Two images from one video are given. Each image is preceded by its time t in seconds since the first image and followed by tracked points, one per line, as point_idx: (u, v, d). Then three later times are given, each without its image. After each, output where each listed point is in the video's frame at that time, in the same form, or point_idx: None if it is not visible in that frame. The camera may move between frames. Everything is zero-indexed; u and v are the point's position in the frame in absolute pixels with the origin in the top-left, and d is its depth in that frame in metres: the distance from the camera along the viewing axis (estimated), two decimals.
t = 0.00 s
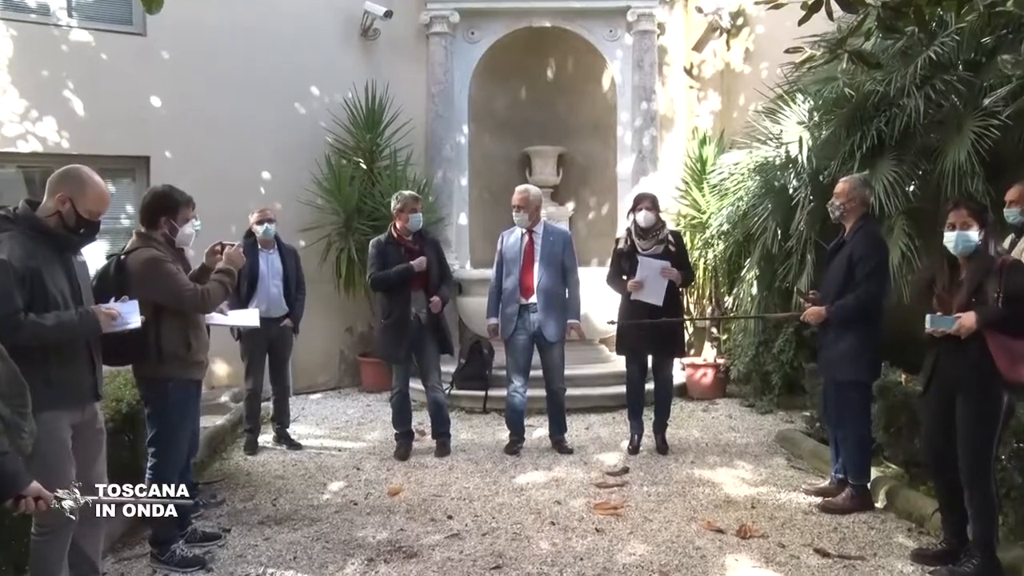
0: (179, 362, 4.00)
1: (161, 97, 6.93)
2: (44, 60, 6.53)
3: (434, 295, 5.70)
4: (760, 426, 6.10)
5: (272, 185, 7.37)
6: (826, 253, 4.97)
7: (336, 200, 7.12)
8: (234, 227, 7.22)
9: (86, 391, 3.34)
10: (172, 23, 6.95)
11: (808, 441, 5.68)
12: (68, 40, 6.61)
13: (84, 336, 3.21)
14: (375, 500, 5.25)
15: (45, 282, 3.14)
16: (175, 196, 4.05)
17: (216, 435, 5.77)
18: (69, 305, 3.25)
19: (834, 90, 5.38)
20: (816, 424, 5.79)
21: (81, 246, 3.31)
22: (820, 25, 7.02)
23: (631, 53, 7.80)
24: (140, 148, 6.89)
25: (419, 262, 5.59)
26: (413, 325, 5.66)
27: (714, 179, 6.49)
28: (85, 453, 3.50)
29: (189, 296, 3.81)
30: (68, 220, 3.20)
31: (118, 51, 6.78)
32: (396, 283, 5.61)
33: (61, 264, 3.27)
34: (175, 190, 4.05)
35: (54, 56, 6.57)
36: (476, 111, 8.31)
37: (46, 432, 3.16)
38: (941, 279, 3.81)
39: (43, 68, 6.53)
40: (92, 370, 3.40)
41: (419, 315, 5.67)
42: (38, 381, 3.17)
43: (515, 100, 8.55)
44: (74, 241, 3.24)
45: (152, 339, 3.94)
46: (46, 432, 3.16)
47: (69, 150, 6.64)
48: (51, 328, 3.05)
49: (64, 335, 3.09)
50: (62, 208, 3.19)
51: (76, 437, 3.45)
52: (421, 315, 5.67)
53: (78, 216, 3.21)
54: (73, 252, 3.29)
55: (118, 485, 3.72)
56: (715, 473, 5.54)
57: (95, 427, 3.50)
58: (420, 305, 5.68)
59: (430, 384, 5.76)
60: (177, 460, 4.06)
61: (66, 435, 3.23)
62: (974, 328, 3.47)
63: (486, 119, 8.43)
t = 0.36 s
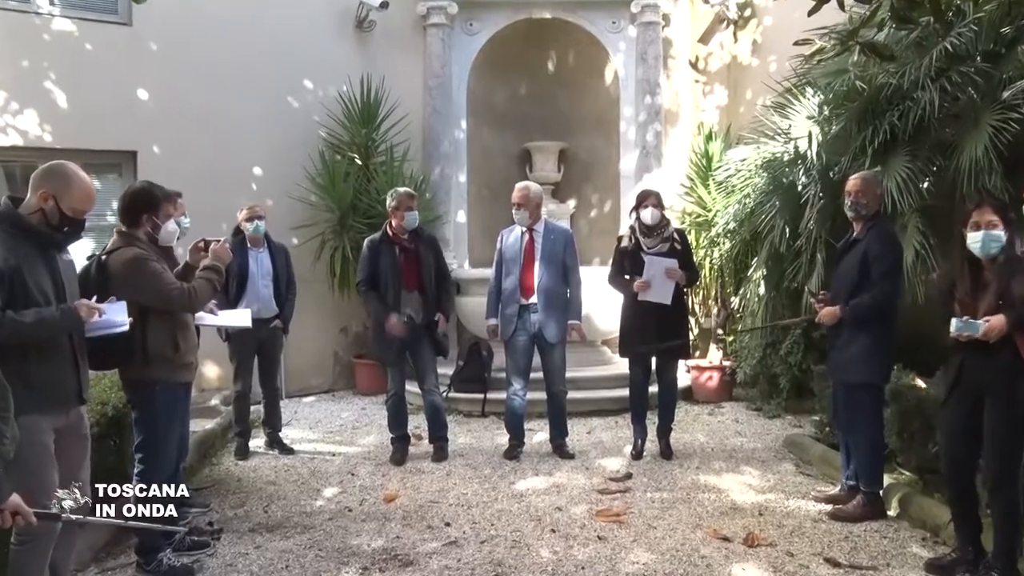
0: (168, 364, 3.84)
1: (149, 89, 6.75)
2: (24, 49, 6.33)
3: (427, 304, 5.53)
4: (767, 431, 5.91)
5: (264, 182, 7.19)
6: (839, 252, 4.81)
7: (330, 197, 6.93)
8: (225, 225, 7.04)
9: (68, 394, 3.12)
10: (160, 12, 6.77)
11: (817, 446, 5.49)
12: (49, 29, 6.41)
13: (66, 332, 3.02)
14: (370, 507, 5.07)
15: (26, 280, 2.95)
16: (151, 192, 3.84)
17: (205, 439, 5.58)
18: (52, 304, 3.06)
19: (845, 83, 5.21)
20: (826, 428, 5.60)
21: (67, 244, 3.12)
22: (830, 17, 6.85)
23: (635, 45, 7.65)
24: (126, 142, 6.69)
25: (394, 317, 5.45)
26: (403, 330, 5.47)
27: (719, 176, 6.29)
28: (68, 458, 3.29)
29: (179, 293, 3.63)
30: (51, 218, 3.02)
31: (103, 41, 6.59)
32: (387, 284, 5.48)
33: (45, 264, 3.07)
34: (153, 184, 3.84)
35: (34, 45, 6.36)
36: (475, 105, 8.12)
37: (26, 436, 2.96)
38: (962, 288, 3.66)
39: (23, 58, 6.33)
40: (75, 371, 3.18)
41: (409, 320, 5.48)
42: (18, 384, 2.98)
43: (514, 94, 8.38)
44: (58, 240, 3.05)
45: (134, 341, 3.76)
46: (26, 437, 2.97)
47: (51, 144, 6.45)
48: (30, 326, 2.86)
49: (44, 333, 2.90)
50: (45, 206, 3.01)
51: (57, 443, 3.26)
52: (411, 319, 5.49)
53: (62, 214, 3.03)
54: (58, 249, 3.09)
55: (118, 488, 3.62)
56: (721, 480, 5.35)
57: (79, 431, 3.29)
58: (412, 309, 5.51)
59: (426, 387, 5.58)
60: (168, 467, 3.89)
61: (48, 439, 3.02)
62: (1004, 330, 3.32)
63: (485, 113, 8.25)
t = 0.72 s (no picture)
0: (153, 369, 3.70)
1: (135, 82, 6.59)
2: (4, 40, 6.16)
3: (420, 306, 5.36)
4: (775, 437, 5.72)
5: (255, 178, 7.01)
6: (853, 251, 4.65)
7: (324, 194, 6.74)
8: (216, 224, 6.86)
9: (55, 394, 2.90)
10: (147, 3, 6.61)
11: (827, 452, 5.30)
12: (29, 18, 6.23)
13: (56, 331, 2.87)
14: (365, 514, 4.88)
15: (15, 279, 2.78)
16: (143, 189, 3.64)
17: (194, 444, 5.39)
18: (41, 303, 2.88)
19: (856, 76, 5.02)
20: (837, 434, 5.40)
21: (58, 242, 2.95)
22: (842, 9, 6.66)
23: (639, 37, 7.46)
24: (111, 137, 6.54)
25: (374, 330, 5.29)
26: (396, 332, 5.31)
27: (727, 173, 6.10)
28: (50, 463, 3.05)
29: (160, 303, 3.47)
30: (40, 216, 2.87)
31: (85, 32, 6.42)
32: (378, 284, 5.29)
33: (35, 262, 2.89)
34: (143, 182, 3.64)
35: (14, 36, 6.19)
36: (475, 99, 7.91)
37: (10, 440, 2.78)
38: (980, 288, 3.47)
39: (3, 49, 6.16)
40: (65, 371, 2.97)
41: (402, 322, 5.32)
42: (5, 385, 2.79)
43: (514, 88, 8.18)
44: (47, 238, 2.88)
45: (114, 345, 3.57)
46: (8, 439, 2.79)
47: (33, 139, 6.28)
48: (18, 325, 2.69)
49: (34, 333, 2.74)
50: (34, 203, 2.86)
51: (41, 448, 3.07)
52: (403, 322, 5.32)
53: (51, 212, 2.88)
54: (47, 248, 2.91)
55: (121, 486, 3.64)
56: (728, 486, 5.17)
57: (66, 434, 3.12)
58: (403, 310, 5.33)
59: (421, 392, 5.40)
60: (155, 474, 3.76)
61: (34, 445, 2.84)
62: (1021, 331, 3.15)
63: (484, 108, 8.04)
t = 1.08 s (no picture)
0: (126, 371, 3.46)
1: (116, 71, 6.32)
2: None
3: (412, 309, 5.09)
4: (788, 445, 5.45)
5: (242, 172, 6.74)
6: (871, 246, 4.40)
7: (315, 190, 6.46)
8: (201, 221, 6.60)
9: (37, 397, 2.80)
10: None
11: (842, 460, 5.05)
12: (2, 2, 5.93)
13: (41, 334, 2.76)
14: (358, 525, 4.62)
15: None
16: (140, 189, 3.57)
17: (177, 452, 5.13)
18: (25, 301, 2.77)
19: (875, 65, 4.77)
20: (853, 441, 5.13)
21: (42, 242, 2.87)
22: None
23: (645, 25, 7.20)
24: (91, 129, 6.27)
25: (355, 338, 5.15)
26: (388, 335, 5.05)
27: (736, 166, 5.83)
28: (25, 468, 2.96)
29: (117, 315, 3.32)
30: (25, 214, 2.78)
31: (63, 18, 6.14)
32: (368, 284, 5.04)
33: (19, 260, 2.80)
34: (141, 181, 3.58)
35: None
36: (474, 90, 7.59)
37: None
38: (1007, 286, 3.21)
39: None
40: (46, 374, 2.87)
41: (392, 326, 5.04)
42: None
43: (515, 79, 7.89)
44: (33, 237, 2.80)
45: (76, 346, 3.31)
46: None
47: (6, 130, 5.98)
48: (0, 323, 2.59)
49: (19, 332, 2.63)
50: (20, 200, 2.77)
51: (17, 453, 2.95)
52: (394, 325, 5.04)
53: (36, 210, 2.79)
54: (32, 247, 2.83)
55: (119, 486, 3.45)
56: (739, 496, 4.91)
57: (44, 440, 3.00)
58: (395, 311, 5.07)
59: (411, 396, 5.13)
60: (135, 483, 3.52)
61: (11, 449, 2.74)
62: None
63: (484, 100, 7.71)
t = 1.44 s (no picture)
0: (97, 372, 3.21)
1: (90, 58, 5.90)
2: None
3: (407, 310, 4.82)
4: (803, 453, 5.17)
5: (226, 166, 6.35)
6: (888, 242, 4.06)
7: (305, 185, 6.15)
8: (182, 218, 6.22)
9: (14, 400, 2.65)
10: None
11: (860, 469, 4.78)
12: None
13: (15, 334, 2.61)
14: (349, 538, 4.33)
15: None
16: (124, 185, 3.35)
17: (157, 461, 4.84)
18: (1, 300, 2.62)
19: (896, 50, 4.50)
20: (873, 449, 4.85)
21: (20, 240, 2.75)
22: None
23: (652, 9, 6.64)
24: (64, 120, 5.84)
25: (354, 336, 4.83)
26: (381, 337, 4.79)
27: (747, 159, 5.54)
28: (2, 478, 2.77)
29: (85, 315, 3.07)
30: (4, 210, 2.64)
31: None
32: (361, 283, 4.78)
33: None
34: (126, 178, 3.36)
35: None
36: (470, 79, 7.08)
37: None
38: None
39: None
40: (25, 376, 2.71)
41: (386, 327, 4.79)
42: None
43: (514, 69, 7.41)
44: (10, 234, 2.66)
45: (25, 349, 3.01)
46: None
47: None
48: None
49: None
50: None
51: None
52: (388, 326, 4.79)
53: (16, 206, 2.65)
54: (10, 244, 2.70)
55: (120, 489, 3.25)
56: (751, 508, 4.63)
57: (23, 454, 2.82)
58: (389, 312, 4.80)
59: (406, 401, 4.87)
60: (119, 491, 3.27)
61: None
62: None
63: (481, 91, 7.19)
